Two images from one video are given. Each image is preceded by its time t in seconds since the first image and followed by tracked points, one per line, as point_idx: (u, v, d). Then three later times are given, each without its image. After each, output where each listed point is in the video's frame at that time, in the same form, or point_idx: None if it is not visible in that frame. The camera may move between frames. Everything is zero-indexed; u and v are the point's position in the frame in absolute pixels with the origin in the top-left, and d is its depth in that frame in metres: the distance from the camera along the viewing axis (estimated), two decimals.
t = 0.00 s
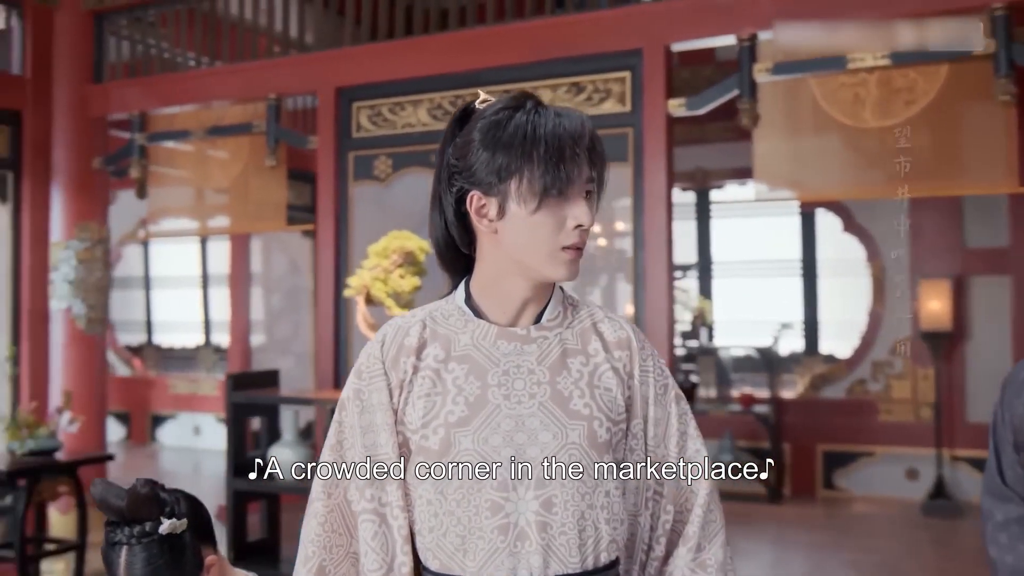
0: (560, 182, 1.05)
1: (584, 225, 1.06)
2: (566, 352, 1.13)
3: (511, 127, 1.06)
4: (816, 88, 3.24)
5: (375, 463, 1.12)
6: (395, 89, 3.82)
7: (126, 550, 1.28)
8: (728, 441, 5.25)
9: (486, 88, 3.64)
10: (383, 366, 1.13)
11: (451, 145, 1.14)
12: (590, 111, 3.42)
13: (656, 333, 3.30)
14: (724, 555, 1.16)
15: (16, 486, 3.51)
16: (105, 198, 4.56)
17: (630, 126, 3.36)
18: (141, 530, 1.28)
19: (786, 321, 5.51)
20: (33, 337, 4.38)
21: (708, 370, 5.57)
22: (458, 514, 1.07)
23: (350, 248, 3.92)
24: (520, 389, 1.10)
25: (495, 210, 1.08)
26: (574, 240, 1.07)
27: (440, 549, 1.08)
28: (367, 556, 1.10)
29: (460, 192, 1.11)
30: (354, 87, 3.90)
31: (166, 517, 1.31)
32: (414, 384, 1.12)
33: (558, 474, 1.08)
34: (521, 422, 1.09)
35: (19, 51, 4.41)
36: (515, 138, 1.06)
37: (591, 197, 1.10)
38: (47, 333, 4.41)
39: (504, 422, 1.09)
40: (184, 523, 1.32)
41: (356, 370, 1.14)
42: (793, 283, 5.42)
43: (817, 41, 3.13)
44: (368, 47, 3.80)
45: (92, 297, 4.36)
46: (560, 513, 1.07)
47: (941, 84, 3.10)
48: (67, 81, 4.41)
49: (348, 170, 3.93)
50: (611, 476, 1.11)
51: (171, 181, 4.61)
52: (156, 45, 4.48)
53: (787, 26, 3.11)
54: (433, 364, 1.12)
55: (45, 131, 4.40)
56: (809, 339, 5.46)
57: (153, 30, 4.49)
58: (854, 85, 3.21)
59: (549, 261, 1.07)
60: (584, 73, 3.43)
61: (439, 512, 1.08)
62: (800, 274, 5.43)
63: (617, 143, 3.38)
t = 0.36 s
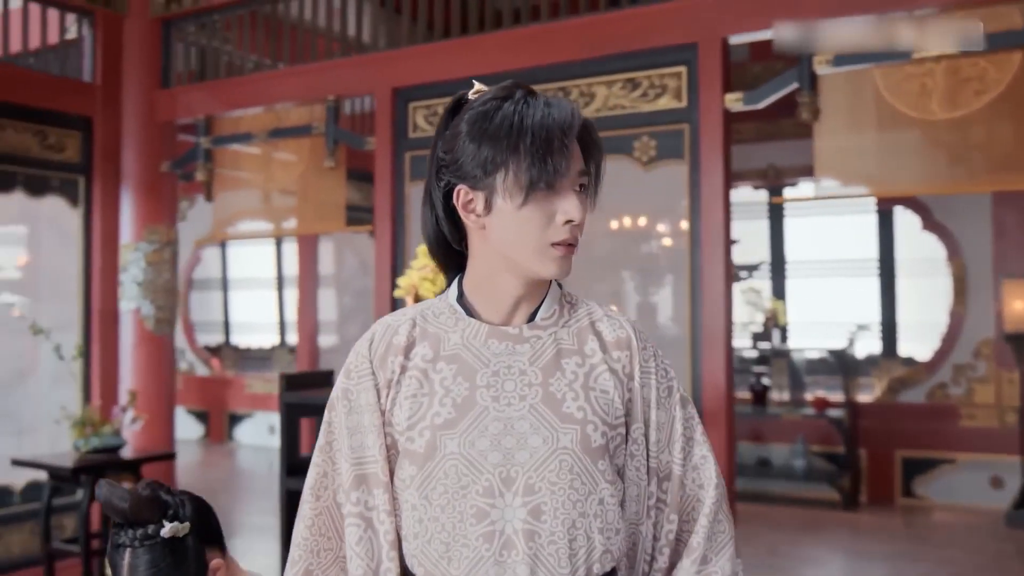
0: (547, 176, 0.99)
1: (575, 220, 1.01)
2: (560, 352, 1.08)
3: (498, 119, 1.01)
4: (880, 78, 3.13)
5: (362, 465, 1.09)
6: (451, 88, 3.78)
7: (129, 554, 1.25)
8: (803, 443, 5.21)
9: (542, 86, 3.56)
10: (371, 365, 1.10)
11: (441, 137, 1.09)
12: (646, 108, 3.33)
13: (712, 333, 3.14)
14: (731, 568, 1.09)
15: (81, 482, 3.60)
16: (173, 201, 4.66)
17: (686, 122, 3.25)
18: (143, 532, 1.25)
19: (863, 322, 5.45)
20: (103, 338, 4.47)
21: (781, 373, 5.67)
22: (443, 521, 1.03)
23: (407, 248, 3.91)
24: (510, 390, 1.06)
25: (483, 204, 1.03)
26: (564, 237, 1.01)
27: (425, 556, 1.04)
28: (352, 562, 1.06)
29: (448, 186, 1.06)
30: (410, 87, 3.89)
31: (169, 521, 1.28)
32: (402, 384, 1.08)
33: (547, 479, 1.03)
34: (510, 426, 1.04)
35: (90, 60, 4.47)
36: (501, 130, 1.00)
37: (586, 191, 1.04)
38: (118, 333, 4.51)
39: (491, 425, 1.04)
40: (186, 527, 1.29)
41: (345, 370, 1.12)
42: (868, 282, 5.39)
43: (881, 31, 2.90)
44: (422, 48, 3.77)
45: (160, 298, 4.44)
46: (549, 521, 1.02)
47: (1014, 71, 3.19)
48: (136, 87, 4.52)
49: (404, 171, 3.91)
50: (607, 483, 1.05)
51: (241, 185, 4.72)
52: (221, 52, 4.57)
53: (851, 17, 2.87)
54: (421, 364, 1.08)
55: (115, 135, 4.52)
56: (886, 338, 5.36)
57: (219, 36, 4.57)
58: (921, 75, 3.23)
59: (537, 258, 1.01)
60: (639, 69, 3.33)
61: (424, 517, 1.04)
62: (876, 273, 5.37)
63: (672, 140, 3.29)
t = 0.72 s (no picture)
0: (529, 173, 0.96)
1: (559, 218, 0.97)
2: (551, 358, 1.05)
3: (480, 113, 0.99)
4: (938, 69, 2.89)
5: (350, 471, 1.07)
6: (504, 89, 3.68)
7: (135, 553, 1.27)
8: (882, 452, 4.95)
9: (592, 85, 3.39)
10: (360, 370, 1.08)
11: (428, 134, 1.07)
12: (698, 105, 3.15)
13: (766, 333, 2.95)
14: None
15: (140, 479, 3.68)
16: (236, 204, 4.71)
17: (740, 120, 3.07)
18: (148, 533, 1.27)
19: (938, 325, 5.24)
20: (168, 338, 4.60)
21: (851, 377, 5.49)
22: (427, 529, 1.01)
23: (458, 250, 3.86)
24: (497, 397, 1.03)
25: (466, 203, 1.01)
26: (548, 235, 0.98)
27: (410, 565, 1.02)
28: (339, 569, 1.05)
29: (432, 185, 1.04)
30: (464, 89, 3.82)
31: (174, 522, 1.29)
32: (389, 390, 1.06)
33: (533, 489, 0.99)
34: (496, 433, 1.01)
35: (155, 66, 4.61)
36: (483, 126, 0.98)
37: (574, 189, 1.01)
38: (182, 335, 4.61)
39: (477, 431, 1.01)
40: (190, 528, 1.29)
41: (335, 375, 1.10)
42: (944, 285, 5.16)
43: (943, 21, 2.76)
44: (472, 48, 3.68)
45: (222, 300, 4.49)
46: (535, 531, 0.98)
47: None
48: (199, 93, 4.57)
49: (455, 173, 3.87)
50: (598, 493, 1.01)
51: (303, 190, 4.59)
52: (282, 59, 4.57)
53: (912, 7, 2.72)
54: (409, 369, 1.06)
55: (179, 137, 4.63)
56: (962, 344, 5.14)
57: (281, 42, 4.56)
58: (983, 66, 2.86)
59: (521, 257, 0.98)
60: (691, 65, 3.14)
61: (410, 525, 1.02)
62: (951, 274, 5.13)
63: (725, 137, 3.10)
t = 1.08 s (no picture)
0: (528, 167, 0.96)
1: (559, 214, 0.97)
2: (557, 357, 1.03)
3: (481, 108, 0.99)
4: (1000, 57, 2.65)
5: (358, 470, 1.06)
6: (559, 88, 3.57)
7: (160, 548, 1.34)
8: (945, 454, 3.30)
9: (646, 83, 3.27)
10: (368, 370, 1.08)
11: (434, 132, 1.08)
12: (751, 103, 3.02)
13: (822, 337, 2.82)
14: None
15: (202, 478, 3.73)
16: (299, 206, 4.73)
17: (795, 118, 2.93)
18: (171, 529, 1.34)
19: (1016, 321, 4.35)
20: (231, 338, 4.66)
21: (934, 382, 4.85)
22: (431, 529, 1.00)
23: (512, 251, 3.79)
24: (502, 397, 1.01)
25: (467, 199, 1.01)
26: (548, 231, 0.97)
27: (415, 565, 1.01)
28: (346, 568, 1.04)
29: (435, 181, 1.05)
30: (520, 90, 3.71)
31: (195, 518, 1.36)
32: (395, 389, 1.06)
33: (536, 489, 0.98)
34: (500, 433, 1.00)
35: (218, 74, 4.70)
36: (483, 120, 0.98)
37: (577, 183, 1.00)
38: (245, 336, 4.66)
39: (480, 431, 1.00)
40: (213, 524, 1.37)
41: (345, 375, 1.10)
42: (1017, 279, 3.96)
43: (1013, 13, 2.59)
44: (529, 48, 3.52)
45: (284, 303, 4.49)
46: (538, 532, 0.97)
47: None
48: (260, 101, 4.59)
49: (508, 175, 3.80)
50: (603, 494, 0.99)
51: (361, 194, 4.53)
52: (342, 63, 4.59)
53: None
54: (415, 369, 1.06)
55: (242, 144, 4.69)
56: None
57: (341, 47, 4.59)
58: None
59: (522, 254, 0.98)
60: (745, 62, 3.01)
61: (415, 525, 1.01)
62: None
63: (780, 136, 2.96)
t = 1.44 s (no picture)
0: (534, 170, 0.96)
1: (566, 217, 0.97)
2: (567, 361, 1.03)
3: (487, 112, 1.00)
4: None
5: (368, 474, 1.07)
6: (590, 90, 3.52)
7: (180, 549, 1.37)
8: (985, 459, 2.95)
9: (677, 84, 3.25)
10: (378, 373, 1.08)
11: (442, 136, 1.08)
12: (783, 104, 2.99)
13: (855, 341, 2.77)
14: None
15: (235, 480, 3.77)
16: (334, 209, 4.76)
17: (827, 117, 2.89)
18: (190, 530, 1.37)
19: None
20: (265, 340, 4.70)
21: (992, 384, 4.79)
22: (440, 533, 1.00)
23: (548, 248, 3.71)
24: (510, 401, 1.01)
25: (475, 202, 1.02)
26: (556, 234, 0.97)
27: (424, 568, 1.01)
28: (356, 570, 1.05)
29: (443, 185, 1.06)
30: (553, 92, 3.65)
31: (214, 521, 1.39)
32: (406, 392, 1.06)
33: (545, 494, 0.97)
34: (509, 437, 1.00)
35: (252, 79, 4.74)
36: (489, 124, 0.99)
37: (585, 186, 1.00)
38: (279, 338, 4.70)
39: (489, 435, 1.00)
40: (230, 527, 1.39)
41: (356, 379, 1.10)
42: None
43: None
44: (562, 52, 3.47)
45: (318, 306, 4.48)
46: (546, 537, 0.96)
47: None
48: (294, 104, 4.62)
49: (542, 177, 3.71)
50: (612, 499, 0.98)
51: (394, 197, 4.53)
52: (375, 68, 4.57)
53: None
54: (424, 372, 1.06)
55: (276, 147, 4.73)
56: None
57: (373, 50, 4.56)
58: None
59: (530, 257, 0.98)
60: (776, 62, 2.99)
61: (423, 528, 1.01)
62: None
63: (812, 137, 2.93)
